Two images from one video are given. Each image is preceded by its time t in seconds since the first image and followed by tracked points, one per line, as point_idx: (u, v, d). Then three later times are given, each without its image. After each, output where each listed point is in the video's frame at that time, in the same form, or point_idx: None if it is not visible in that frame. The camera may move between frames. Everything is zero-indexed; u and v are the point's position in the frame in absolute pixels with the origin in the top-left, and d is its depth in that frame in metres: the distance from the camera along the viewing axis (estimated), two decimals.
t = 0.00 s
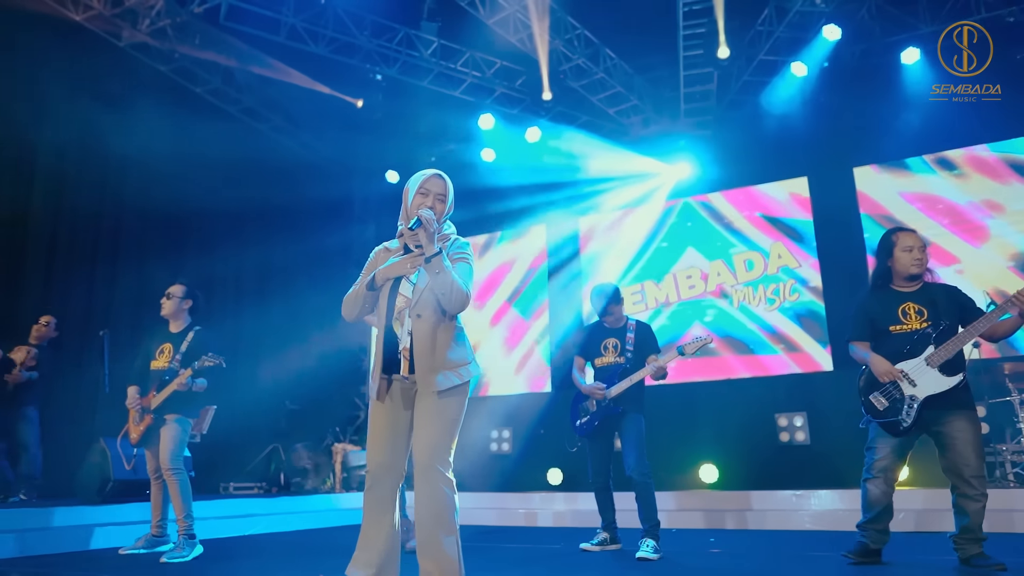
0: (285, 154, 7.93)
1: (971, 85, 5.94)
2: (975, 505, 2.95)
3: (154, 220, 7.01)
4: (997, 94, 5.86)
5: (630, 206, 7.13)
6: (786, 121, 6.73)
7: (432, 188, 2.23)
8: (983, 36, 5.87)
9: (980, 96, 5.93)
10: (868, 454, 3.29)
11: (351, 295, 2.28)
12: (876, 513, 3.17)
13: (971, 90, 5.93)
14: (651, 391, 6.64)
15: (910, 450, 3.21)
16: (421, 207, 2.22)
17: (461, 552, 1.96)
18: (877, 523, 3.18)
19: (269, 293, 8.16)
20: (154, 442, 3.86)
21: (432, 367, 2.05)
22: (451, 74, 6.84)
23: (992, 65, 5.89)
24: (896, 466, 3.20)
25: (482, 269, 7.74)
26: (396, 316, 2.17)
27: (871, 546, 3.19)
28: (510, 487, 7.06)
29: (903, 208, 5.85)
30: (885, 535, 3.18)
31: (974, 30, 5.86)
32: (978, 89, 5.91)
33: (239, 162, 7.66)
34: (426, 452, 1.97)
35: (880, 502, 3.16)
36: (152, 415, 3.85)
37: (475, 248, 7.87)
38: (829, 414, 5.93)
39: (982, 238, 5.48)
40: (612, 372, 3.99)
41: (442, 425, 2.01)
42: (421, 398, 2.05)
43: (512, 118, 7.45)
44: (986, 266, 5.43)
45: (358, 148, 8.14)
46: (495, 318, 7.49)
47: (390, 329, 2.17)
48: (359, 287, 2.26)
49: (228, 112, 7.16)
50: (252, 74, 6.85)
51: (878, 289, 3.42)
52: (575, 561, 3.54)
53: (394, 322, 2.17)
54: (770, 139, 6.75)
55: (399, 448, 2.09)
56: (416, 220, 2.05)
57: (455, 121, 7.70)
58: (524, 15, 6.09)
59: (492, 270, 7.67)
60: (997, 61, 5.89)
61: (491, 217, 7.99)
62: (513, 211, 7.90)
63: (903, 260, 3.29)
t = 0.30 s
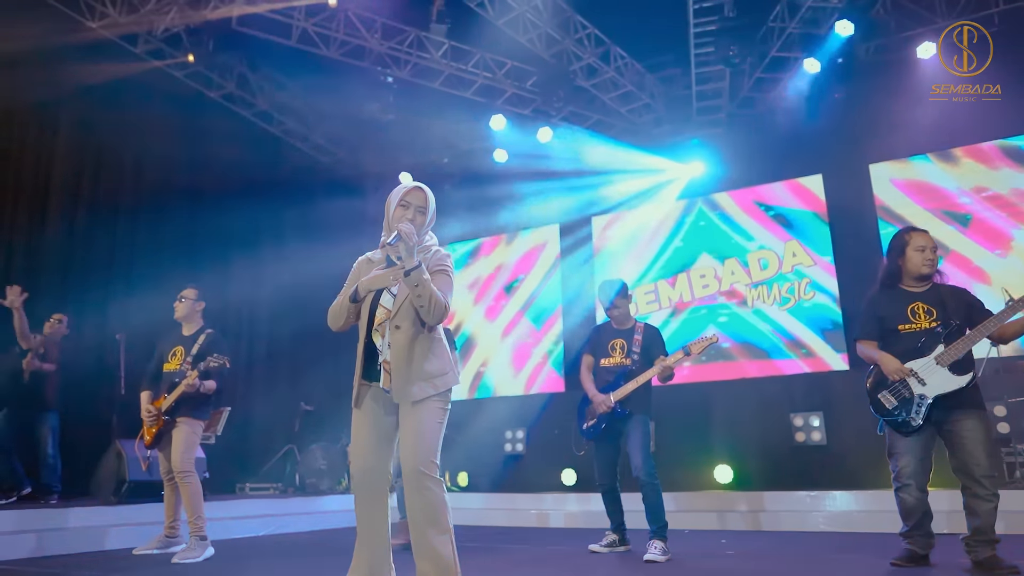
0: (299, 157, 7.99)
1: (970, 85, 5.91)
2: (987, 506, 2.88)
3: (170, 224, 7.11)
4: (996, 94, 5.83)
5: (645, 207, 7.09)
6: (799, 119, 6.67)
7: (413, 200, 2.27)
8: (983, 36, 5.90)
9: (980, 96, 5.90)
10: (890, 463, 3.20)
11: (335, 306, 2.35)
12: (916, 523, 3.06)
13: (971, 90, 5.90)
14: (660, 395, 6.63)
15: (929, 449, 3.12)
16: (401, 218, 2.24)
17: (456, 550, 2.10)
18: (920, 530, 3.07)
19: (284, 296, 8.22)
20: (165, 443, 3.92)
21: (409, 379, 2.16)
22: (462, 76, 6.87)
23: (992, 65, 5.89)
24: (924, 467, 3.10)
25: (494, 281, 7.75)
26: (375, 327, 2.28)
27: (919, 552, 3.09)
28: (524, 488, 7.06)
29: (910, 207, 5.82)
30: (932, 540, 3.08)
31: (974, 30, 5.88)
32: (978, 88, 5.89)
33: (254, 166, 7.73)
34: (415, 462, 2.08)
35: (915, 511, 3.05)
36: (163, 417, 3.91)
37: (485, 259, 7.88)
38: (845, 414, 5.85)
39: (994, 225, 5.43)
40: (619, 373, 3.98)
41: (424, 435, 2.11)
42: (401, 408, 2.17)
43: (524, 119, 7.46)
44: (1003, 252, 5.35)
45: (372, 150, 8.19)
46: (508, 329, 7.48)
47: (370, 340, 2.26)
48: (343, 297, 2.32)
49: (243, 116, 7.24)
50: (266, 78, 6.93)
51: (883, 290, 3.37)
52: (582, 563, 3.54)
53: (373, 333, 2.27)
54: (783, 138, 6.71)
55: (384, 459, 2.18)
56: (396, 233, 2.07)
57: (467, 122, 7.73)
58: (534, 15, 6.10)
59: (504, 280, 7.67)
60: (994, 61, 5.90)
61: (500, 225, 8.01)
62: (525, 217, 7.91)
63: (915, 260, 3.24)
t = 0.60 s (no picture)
0: (309, 160, 8.06)
1: (970, 85, 5.90)
2: (984, 500, 2.84)
3: (182, 228, 7.19)
4: (997, 94, 5.81)
5: (655, 208, 7.06)
6: (807, 117, 6.63)
7: (403, 212, 2.43)
8: (982, 36, 5.91)
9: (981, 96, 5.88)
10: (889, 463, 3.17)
11: (323, 313, 2.52)
12: (915, 521, 3.00)
13: (971, 90, 5.90)
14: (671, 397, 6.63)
15: (923, 445, 3.09)
16: (389, 230, 2.40)
17: (453, 546, 2.25)
18: (922, 528, 3.00)
19: (295, 299, 8.29)
20: (177, 444, 3.97)
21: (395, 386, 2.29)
22: (469, 77, 6.90)
23: (992, 65, 5.90)
24: (921, 464, 3.06)
25: (501, 294, 7.74)
26: (362, 334, 2.42)
27: (924, 552, 3.02)
28: (533, 488, 7.07)
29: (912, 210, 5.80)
30: (936, 538, 3.01)
31: (974, 30, 5.89)
32: (979, 88, 5.88)
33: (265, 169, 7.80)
34: (410, 467, 2.22)
35: (913, 508, 3.00)
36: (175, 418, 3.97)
37: (493, 273, 7.89)
38: (855, 414, 5.81)
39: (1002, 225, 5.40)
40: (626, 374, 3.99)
41: (412, 441, 2.25)
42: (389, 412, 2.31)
43: (532, 120, 7.47)
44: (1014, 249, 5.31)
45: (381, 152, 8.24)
46: (517, 341, 7.47)
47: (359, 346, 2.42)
48: (332, 305, 2.49)
49: (254, 119, 7.31)
50: (275, 82, 6.99)
51: (871, 291, 3.38)
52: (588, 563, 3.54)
53: (362, 340, 2.41)
54: (792, 137, 6.68)
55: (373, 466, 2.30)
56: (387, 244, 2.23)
57: (475, 123, 7.75)
58: (540, 17, 6.11)
59: (512, 293, 7.66)
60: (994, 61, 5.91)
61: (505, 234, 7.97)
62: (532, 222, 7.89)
63: (901, 264, 3.22)
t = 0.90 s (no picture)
0: (318, 161, 8.12)
1: (971, 85, 5.88)
2: (976, 497, 2.82)
3: (192, 230, 7.27)
4: (998, 94, 5.79)
5: (663, 209, 7.04)
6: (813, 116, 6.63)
7: (398, 222, 2.49)
8: (983, 36, 5.91)
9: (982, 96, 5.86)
10: (882, 463, 3.15)
11: (314, 315, 2.56)
12: (912, 521, 2.97)
13: (972, 90, 5.88)
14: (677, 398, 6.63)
15: (915, 444, 3.07)
16: (389, 241, 2.47)
17: (449, 542, 2.33)
18: (920, 527, 2.97)
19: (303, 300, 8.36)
20: (186, 444, 4.03)
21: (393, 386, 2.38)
22: (476, 79, 6.92)
23: (993, 65, 5.92)
24: (913, 463, 3.05)
25: (506, 304, 7.68)
26: (360, 338, 2.49)
27: (924, 551, 2.98)
28: (541, 488, 7.10)
29: (915, 214, 5.75)
30: (935, 537, 2.98)
31: (973, 30, 5.91)
32: (980, 89, 5.85)
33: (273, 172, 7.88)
34: (403, 466, 2.28)
35: (910, 507, 2.98)
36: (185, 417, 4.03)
37: (496, 283, 7.83)
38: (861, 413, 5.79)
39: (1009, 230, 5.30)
40: (633, 374, 4.02)
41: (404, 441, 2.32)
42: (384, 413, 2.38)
43: (538, 121, 7.49)
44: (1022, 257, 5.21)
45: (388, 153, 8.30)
46: (525, 351, 7.43)
47: (357, 349, 2.48)
48: (331, 308, 2.53)
49: (263, 121, 7.38)
50: (285, 84, 7.07)
51: (859, 293, 3.37)
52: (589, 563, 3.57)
53: (360, 343, 2.48)
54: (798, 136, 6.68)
55: (368, 468, 2.36)
56: (390, 255, 2.32)
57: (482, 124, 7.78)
58: (546, 19, 6.13)
59: (517, 302, 7.63)
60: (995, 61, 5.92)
61: (507, 242, 7.90)
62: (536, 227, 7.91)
63: (885, 266, 3.23)
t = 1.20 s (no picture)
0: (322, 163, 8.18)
1: (971, 84, 5.91)
2: (958, 498, 2.83)
3: (197, 231, 7.34)
4: (997, 94, 5.82)
5: (665, 211, 7.07)
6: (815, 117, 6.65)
7: (389, 220, 2.64)
8: (982, 36, 5.91)
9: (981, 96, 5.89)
10: (871, 466, 3.17)
11: (325, 299, 2.52)
12: (904, 522, 2.99)
13: (971, 90, 5.91)
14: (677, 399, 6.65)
15: (904, 446, 3.09)
16: (383, 237, 2.61)
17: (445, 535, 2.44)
18: (913, 528, 2.99)
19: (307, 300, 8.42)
20: (188, 443, 4.09)
21: (399, 377, 2.49)
22: (478, 80, 6.97)
23: (992, 65, 5.89)
24: (903, 464, 3.07)
25: (507, 313, 7.73)
26: (366, 329, 2.56)
27: (916, 551, 2.99)
28: (542, 488, 7.14)
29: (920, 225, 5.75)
30: (927, 537, 2.99)
31: (972, 30, 5.89)
32: (979, 88, 5.89)
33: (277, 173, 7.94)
34: (405, 460, 2.40)
35: (901, 508, 3.00)
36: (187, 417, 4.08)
37: (499, 291, 7.86)
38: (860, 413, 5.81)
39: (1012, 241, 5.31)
40: (630, 375, 4.05)
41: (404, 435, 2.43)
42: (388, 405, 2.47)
43: (540, 122, 7.52)
44: None
45: (392, 154, 8.35)
46: (525, 362, 7.46)
47: (364, 338, 2.55)
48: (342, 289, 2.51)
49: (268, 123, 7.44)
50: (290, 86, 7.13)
51: (849, 297, 3.38)
52: (585, 562, 3.60)
53: (367, 333, 2.55)
54: (799, 136, 6.71)
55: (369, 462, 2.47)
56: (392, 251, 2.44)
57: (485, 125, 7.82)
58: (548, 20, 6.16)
59: (518, 310, 7.67)
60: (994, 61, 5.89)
61: (507, 251, 7.94)
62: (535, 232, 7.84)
63: (872, 274, 3.26)
